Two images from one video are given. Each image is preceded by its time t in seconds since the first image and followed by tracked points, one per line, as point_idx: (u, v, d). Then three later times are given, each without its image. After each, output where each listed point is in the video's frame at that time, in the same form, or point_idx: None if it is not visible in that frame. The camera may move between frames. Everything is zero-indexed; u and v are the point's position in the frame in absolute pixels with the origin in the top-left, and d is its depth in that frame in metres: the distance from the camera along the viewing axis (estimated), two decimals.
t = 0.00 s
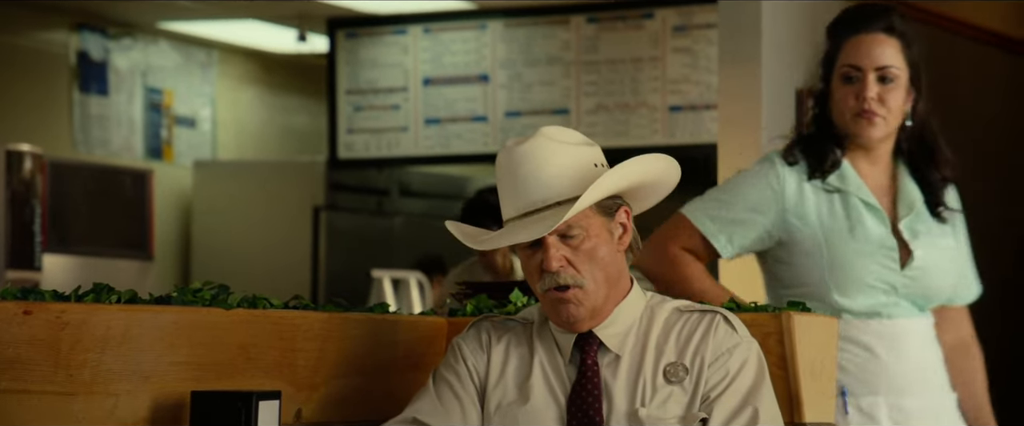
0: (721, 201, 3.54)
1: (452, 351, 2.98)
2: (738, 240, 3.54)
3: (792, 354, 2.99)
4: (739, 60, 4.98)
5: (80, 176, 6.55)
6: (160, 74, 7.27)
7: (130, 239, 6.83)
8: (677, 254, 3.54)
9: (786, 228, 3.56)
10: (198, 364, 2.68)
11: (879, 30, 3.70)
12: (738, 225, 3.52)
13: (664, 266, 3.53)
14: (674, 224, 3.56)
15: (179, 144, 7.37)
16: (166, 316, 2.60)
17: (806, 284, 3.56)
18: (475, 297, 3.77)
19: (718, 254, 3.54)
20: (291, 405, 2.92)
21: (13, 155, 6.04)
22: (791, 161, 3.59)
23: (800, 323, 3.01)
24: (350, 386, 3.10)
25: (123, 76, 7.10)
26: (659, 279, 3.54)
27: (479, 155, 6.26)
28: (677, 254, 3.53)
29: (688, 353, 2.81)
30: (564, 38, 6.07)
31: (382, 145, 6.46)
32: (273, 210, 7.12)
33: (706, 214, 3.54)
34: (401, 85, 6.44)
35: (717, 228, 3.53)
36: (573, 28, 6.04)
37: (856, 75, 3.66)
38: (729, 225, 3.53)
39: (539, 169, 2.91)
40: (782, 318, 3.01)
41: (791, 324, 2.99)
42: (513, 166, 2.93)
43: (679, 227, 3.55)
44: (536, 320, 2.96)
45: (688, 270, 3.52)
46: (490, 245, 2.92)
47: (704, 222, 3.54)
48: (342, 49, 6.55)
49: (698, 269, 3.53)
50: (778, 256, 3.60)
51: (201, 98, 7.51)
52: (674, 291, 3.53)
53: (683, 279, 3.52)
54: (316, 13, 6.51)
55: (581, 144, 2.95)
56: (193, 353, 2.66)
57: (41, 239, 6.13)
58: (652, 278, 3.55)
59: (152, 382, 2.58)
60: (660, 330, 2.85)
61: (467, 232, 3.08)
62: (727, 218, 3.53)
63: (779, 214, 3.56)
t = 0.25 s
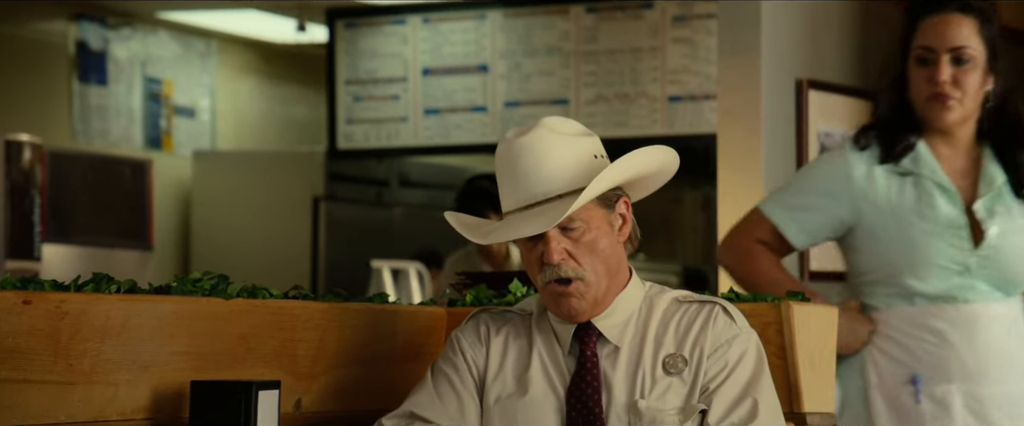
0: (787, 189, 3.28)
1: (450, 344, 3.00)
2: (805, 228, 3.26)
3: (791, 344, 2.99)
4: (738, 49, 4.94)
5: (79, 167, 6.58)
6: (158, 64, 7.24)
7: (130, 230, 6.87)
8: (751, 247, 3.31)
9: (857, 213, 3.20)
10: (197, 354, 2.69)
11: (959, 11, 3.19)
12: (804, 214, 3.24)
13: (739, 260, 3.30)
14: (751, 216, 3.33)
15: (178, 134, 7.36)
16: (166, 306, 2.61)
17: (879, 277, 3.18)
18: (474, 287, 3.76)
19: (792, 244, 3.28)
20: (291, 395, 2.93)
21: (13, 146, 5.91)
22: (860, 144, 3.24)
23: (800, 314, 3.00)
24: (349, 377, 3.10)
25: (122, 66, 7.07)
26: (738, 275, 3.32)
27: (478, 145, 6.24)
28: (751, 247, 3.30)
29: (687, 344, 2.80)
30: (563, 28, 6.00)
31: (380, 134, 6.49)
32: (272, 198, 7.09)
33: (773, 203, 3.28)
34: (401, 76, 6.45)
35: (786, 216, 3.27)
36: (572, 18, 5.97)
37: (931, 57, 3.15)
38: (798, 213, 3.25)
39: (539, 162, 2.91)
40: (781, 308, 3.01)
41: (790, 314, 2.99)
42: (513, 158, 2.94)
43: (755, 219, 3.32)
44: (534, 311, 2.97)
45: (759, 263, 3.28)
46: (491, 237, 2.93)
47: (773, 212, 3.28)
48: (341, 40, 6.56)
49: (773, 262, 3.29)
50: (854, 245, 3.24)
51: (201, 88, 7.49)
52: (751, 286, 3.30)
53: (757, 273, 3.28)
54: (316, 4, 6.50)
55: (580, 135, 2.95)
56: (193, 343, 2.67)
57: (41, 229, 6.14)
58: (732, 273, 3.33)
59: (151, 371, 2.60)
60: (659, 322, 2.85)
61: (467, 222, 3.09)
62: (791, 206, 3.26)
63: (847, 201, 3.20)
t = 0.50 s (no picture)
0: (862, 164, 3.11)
1: (452, 332, 3.00)
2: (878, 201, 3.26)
3: (791, 332, 2.99)
4: (739, 38, 4.94)
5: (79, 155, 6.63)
6: (159, 51, 7.22)
7: (131, 218, 6.94)
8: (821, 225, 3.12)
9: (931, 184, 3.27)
10: (198, 342, 2.69)
11: None
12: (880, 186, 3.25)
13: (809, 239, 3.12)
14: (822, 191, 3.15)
15: (179, 122, 7.35)
16: (167, 294, 2.62)
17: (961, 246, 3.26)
18: (475, 275, 3.76)
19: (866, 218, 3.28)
20: (292, 382, 2.94)
21: (14, 136, 5.97)
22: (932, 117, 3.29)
23: (800, 302, 3.01)
24: (350, 365, 3.10)
25: (123, 54, 7.06)
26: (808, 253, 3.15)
27: (479, 133, 6.23)
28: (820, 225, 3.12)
29: (687, 332, 2.80)
30: (564, 16, 5.88)
31: (382, 123, 6.49)
32: (272, 187, 7.07)
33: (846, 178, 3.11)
34: (403, 64, 6.45)
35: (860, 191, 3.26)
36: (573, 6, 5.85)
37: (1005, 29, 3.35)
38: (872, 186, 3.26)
39: (541, 147, 2.91)
40: (782, 297, 3.01)
41: (791, 302, 2.99)
42: (515, 144, 2.94)
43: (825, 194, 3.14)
44: (535, 299, 2.97)
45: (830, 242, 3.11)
46: (492, 223, 2.93)
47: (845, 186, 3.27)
48: (342, 28, 6.61)
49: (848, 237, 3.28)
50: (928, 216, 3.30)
51: (201, 76, 7.48)
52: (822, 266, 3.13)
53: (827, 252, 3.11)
54: None
55: (582, 122, 2.95)
56: (194, 331, 2.67)
57: (42, 218, 6.24)
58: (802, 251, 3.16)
59: (153, 359, 2.60)
60: (659, 310, 2.85)
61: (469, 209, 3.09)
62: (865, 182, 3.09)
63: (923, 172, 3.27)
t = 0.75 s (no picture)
0: (906, 146, 3.28)
1: (459, 319, 3.01)
2: (924, 188, 3.25)
3: (798, 319, 2.98)
4: (745, 25, 4.96)
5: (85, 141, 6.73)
6: (165, 39, 7.23)
7: (139, 205, 7.02)
8: (866, 206, 3.32)
9: (981, 174, 3.21)
10: (205, 329, 2.70)
11: None
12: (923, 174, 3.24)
13: (854, 219, 3.33)
14: (869, 173, 3.33)
15: (185, 110, 7.34)
16: (173, 280, 2.62)
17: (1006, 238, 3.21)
18: (483, 262, 3.77)
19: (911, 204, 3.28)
20: (300, 369, 2.94)
21: (21, 121, 6.20)
22: (987, 102, 3.20)
23: (807, 290, 3.00)
24: (358, 352, 3.10)
25: (129, 42, 7.05)
26: (852, 233, 3.35)
27: (486, 120, 6.22)
28: (866, 206, 3.31)
29: (693, 319, 2.79)
30: (571, 3, 5.88)
31: (388, 110, 6.49)
32: (279, 174, 7.08)
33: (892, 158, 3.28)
34: (409, 51, 6.46)
35: (905, 176, 3.26)
36: None
37: None
38: (917, 172, 3.25)
39: (546, 134, 2.90)
40: (789, 283, 3.00)
41: (797, 289, 2.99)
42: (520, 131, 2.93)
43: (872, 176, 3.31)
44: (542, 286, 2.96)
45: (875, 224, 3.30)
46: (498, 212, 2.93)
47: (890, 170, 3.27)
48: (349, 15, 6.66)
49: (891, 222, 3.31)
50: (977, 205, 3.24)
51: (208, 63, 7.46)
52: (869, 248, 3.33)
53: (873, 233, 3.31)
54: None
55: (586, 109, 2.95)
56: (202, 317, 2.68)
57: (50, 205, 6.37)
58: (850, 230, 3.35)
59: (160, 345, 2.60)
60: (665, 298, 2.84)
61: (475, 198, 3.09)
62: (912, 163, 3.25)
63: (971, 160, 3.21)
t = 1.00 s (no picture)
0: (946, 138, 2.83)
1: (470, 304, 3.01)
2: (975, 183, 2.79)
3: (808, 305, 2.98)
4: (756, 11, 4.95)
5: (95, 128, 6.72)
6: (175, 25, 7.22)
7: (149, 192, 7.00)
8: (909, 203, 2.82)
9: None
10: (216, 315, 2.70)
11: None
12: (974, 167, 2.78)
13: (891, 216, 2.83)
14: (908, 166, 2.85)
15: (195, 96, 7.36)
16: (184, 266, 2.62)
17: None
18: (492, 249, 3.76)
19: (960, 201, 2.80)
20: (310, 355, 2.94)
21: (30, 107, 6.22)
22: None
23: (817, 276, 3.00)
24: (369, 338, 3.11)
25: (139, 27, 7.03)
26: (889, 229, 2.85)
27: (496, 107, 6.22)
28: (909, 202, 2.82)
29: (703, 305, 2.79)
30: None
31: (398, 97, 6.54)
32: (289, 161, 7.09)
33: (935, 151, 2.81)
34: (419, 37, 6.46)
35: (953, 170, 2.79)
36: None
37: None
38: (965, 166, 2.79)
39: (556, 120, 2.90)
40: (799, 270, 3.00)
41: (808, 275, 2.98)
42: (530, 117, 2.93)
43: (912, 169, 2.83)
44: (552, 272, 2.97)
45: (919, 222, 2.80)
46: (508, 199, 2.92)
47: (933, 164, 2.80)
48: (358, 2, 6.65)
49: (936, 221, 2.81)
50: None
51: (218, 49, 7.46)
52: (903, 242, 2.84)
53: (917, 233, 2.81)
54: None
55: (595, 95, 2.95)
56: (213, 302, 2.69)
57: (60, 191, 6.38)
58: (884, 229, 2.86)
59: (171, 331, 2.61)
60: (675, 284, 2.84)
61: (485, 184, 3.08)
62: (960, 158, 2.79)
63: None
